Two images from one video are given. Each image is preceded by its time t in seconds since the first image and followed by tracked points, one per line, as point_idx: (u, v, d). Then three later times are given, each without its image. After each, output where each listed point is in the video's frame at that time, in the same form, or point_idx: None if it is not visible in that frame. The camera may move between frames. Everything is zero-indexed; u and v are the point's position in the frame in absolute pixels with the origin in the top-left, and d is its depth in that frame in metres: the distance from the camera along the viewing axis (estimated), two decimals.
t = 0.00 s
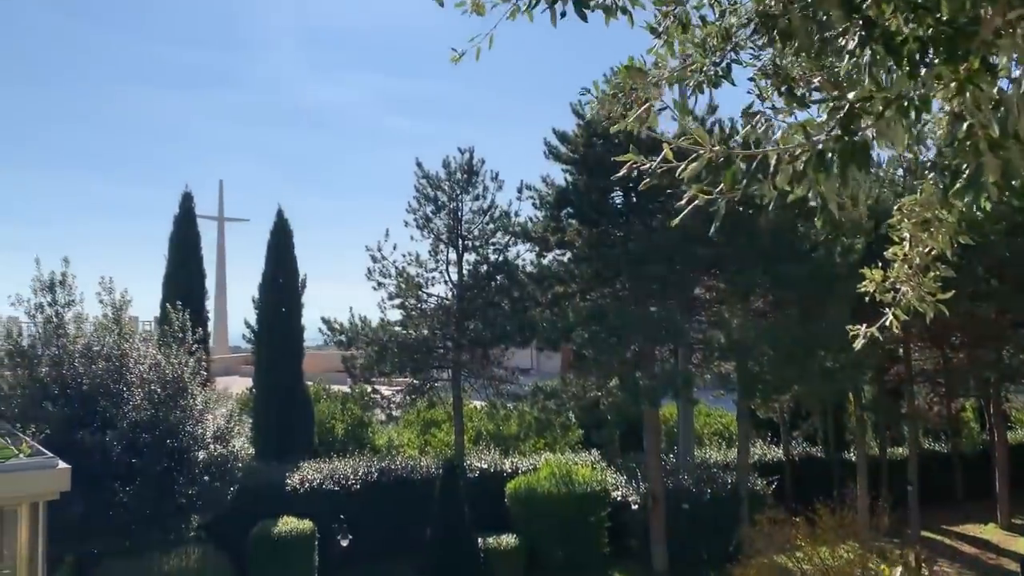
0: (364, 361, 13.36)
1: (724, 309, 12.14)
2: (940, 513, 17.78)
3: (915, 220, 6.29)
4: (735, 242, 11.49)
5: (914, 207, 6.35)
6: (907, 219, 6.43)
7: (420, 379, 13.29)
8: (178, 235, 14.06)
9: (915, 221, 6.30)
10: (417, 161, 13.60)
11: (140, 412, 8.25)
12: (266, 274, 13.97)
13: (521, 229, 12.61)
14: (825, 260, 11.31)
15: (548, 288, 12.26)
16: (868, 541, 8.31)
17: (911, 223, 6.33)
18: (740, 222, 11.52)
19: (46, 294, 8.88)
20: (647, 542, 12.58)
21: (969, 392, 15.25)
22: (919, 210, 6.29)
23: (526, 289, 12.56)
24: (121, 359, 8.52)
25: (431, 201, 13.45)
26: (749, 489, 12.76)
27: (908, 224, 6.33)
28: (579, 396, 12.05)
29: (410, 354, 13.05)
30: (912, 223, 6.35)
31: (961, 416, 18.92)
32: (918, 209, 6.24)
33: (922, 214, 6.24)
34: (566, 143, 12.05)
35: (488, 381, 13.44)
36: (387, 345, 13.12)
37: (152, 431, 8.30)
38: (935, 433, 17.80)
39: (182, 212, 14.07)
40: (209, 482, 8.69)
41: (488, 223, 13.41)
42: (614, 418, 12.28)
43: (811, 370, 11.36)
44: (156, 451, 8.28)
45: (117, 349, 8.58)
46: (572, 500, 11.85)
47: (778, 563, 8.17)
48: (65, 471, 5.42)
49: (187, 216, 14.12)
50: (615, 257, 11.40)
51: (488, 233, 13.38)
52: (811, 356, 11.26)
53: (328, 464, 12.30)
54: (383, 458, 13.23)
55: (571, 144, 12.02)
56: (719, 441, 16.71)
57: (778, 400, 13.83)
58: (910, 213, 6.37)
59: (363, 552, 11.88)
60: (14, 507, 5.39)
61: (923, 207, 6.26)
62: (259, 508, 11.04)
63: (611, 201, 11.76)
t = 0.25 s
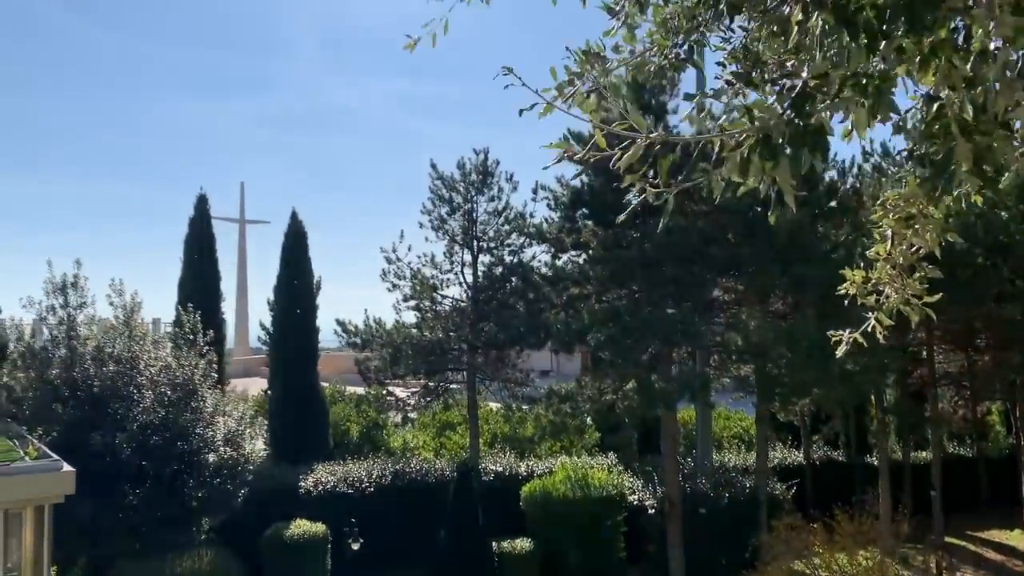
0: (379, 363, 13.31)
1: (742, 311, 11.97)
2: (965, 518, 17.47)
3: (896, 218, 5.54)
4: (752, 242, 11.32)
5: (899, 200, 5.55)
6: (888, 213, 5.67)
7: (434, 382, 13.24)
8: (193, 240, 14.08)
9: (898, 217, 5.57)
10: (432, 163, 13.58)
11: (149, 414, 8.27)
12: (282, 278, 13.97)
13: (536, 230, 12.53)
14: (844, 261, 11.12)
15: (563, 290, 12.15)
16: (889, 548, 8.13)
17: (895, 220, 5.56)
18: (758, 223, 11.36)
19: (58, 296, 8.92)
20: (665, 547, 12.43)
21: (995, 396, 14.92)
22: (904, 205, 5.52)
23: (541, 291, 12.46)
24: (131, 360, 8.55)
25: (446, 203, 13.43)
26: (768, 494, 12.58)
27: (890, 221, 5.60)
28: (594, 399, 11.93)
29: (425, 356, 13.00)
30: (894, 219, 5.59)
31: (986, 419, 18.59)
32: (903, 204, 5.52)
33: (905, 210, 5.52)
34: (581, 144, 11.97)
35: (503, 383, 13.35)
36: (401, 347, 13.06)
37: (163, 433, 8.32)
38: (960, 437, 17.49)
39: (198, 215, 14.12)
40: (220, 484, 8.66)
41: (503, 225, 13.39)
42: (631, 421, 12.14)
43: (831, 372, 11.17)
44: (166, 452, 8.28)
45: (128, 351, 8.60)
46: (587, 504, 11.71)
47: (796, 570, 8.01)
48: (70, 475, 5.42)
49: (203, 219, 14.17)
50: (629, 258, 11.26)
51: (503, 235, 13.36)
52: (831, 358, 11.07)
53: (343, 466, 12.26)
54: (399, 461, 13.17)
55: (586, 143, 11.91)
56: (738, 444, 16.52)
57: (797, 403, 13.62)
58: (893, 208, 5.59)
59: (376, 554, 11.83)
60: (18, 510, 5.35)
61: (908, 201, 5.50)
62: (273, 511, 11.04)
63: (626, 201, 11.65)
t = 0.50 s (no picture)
0: (391, 363, 13.29)
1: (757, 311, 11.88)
2: (987, 522, 17.19)
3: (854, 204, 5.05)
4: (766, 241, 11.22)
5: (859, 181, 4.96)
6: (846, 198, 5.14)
7: (446, 381, 13.21)
8: (206, 240, 14.13)
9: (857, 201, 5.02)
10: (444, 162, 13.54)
11: (157, 413, 8.28)
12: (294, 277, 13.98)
13: (548, 229, 12.47)
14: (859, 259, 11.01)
15: (575, 290, 12.07)
16: (903, 551, 7.99)
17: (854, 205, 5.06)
18: (772, 222, 11.26)
19: (68, 296, 8.97)
20: (678, 549, 12.32)
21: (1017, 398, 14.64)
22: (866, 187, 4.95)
23: (553, 290, 12.40)
24: (138, 360, 8.57)
25: (459, 202, 13.39)
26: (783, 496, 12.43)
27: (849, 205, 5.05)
28: (607, 400, 11.84)
29: (437, 355, 12.97)
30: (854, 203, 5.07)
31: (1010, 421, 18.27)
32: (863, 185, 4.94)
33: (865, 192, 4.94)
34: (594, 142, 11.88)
35: (516, 383, 13.30)
36: (412, 347, 13.03)
37: (169, 433, 8.31)
38: (982, 439, 17.21)
39: (211, 215, 14.17)
40: (227, 483, 8.64)
41: (515, 224, 13.34)
42: (643, 422, 12.07)
43: (847, 373, 11.02)
44: (173, 452, 8.28)
45: (137, 351, 8.62)
46: (599, 506, 11.62)
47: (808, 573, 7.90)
48: (69, 474, 5.43)
49: (216, 220, 14.22)
50: (641, 257, 11.19)
51: (515, 234, 13.32)
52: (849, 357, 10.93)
53: (355, 466, 12.27)
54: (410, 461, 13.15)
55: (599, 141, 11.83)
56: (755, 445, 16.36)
57: (813, 404, 13.45)
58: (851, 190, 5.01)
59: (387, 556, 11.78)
60: (20, 509, 5.32)
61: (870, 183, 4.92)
62: (286, 511, 11.05)
63: (639, 200, 11.56)
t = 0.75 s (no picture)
0: (408, 364, 13.28)
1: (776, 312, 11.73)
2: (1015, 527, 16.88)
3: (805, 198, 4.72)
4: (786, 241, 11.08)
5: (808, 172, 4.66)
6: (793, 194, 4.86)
7: (464, 383, 13.17)
8: (225, 241, 14.20)
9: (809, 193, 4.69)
10: (461, 163, 13.50)
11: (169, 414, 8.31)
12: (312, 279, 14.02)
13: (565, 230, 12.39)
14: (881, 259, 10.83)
15: (592, 290, 11.98)
16: (925, 556, 7.84)
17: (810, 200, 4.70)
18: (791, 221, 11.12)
19: (84, 297, 9.06)
20: (697, 552, 12.18)
21: None
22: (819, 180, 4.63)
23: (570, 291, 12.32)
24: (153, 362, 8.61)
25: (475, 203, 13.35)
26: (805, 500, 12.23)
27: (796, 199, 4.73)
28: (624, 401, 11.72)
29: (454, 357, 12.93)
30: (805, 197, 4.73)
31: None
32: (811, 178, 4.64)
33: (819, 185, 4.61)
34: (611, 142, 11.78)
35: (533, 384, 13.24)
36: (429, 348, 13.02)
37: (184, 434, 8.37)
38: (1009, 442, 16.90)
39: (229, 218, 14.25)
40: (240, 485, 8.68)
41: (532, 225, 13.28)
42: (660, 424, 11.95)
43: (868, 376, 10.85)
44: (187, 453, 8.34)
45: (150, 351, 8.68)
46: (617, 509, 11.47)
47: None
48: (79, 476, 5.52)
49: (234, 222, 14.30)
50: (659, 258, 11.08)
51: (532, 235, 13.26)
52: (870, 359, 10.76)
53: (372, 467, 12.28)
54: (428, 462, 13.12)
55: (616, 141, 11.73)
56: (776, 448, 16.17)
57: (835, 407, 13.24)
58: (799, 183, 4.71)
59: (402, 558, 11.70)
60: (29, 508, 5.34)
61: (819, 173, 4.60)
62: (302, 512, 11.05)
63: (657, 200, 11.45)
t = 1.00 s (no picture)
0: (425, 364, 13.23)
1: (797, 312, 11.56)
2: None
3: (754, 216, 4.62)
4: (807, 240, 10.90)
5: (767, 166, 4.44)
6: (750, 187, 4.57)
7: (482, 382, 13.14)
8: (243, 241, 14.26)
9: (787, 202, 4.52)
10: (478, 162, 13.44)
11: (185, 414, 8.37)
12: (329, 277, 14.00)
13: (582, 229, 12.29)
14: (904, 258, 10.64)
15: (610, 290, 11.87)
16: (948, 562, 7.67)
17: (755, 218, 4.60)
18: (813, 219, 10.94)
19: (100, 297, 9.07)
20: (717, 555, 12.03)
21: None
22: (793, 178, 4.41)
23: (587, 291, 12.22)
24: (167, 361, 8.63)
25: (492, 202, 13.28)
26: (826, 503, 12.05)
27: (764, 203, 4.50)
28: (643, 402, 11.60)
29: (471, 356, 12.89)
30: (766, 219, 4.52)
31: None
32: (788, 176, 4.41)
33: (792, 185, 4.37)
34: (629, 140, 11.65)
35: (551, 385, 13.14)
36: (446, 348, 12.97)
37: (197, 434, 8.40)
38: None
39: (247, 217, 14.27)
40: (253, 484, 8.70)
41: (550, 224, 13.19)
42: (679, 425, 11.82)
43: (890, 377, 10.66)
44: (200, 453, 8.38)
45: (164, 350, 8.67)
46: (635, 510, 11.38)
47: None
48: (88, 473, 5.62)
49: (252, 221, 14.33)
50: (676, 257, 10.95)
51: (550, 234, 13.17)
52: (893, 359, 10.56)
53: (389, 467, 12.27)
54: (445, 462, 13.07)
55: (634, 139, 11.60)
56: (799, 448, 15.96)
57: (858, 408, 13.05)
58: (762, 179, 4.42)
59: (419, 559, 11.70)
60: (38, 509, 5.56)
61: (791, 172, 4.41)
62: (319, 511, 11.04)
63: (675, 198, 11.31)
